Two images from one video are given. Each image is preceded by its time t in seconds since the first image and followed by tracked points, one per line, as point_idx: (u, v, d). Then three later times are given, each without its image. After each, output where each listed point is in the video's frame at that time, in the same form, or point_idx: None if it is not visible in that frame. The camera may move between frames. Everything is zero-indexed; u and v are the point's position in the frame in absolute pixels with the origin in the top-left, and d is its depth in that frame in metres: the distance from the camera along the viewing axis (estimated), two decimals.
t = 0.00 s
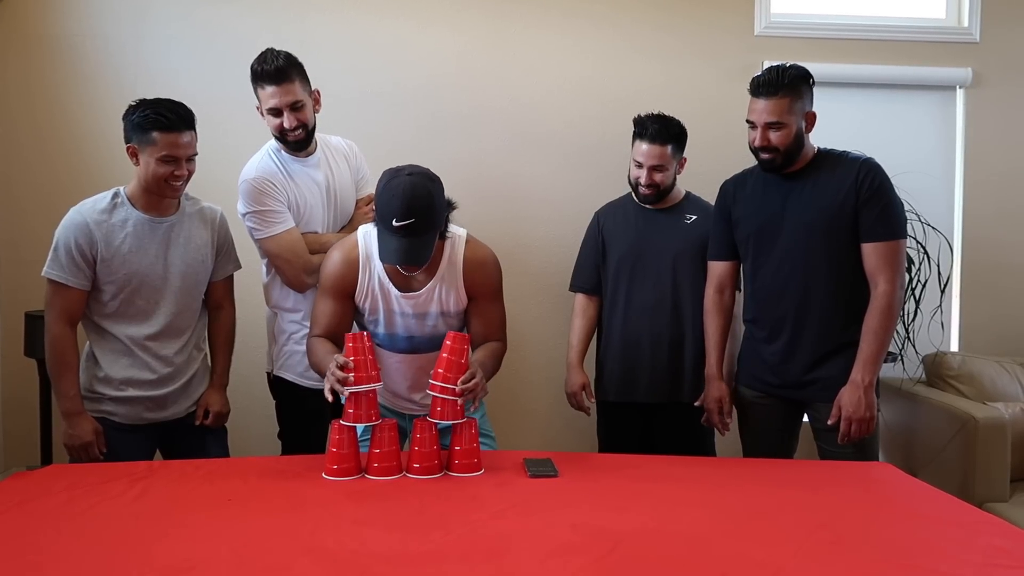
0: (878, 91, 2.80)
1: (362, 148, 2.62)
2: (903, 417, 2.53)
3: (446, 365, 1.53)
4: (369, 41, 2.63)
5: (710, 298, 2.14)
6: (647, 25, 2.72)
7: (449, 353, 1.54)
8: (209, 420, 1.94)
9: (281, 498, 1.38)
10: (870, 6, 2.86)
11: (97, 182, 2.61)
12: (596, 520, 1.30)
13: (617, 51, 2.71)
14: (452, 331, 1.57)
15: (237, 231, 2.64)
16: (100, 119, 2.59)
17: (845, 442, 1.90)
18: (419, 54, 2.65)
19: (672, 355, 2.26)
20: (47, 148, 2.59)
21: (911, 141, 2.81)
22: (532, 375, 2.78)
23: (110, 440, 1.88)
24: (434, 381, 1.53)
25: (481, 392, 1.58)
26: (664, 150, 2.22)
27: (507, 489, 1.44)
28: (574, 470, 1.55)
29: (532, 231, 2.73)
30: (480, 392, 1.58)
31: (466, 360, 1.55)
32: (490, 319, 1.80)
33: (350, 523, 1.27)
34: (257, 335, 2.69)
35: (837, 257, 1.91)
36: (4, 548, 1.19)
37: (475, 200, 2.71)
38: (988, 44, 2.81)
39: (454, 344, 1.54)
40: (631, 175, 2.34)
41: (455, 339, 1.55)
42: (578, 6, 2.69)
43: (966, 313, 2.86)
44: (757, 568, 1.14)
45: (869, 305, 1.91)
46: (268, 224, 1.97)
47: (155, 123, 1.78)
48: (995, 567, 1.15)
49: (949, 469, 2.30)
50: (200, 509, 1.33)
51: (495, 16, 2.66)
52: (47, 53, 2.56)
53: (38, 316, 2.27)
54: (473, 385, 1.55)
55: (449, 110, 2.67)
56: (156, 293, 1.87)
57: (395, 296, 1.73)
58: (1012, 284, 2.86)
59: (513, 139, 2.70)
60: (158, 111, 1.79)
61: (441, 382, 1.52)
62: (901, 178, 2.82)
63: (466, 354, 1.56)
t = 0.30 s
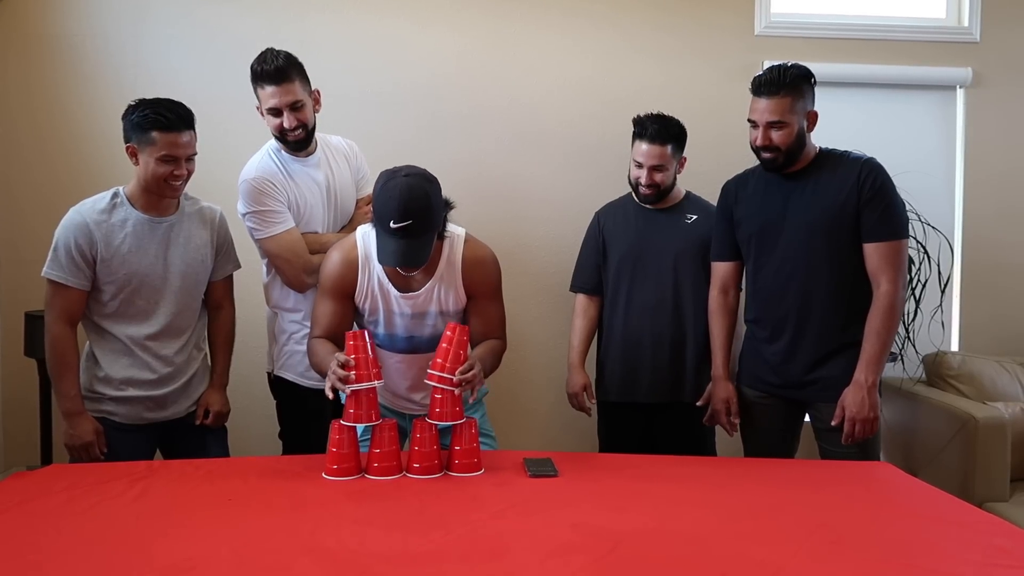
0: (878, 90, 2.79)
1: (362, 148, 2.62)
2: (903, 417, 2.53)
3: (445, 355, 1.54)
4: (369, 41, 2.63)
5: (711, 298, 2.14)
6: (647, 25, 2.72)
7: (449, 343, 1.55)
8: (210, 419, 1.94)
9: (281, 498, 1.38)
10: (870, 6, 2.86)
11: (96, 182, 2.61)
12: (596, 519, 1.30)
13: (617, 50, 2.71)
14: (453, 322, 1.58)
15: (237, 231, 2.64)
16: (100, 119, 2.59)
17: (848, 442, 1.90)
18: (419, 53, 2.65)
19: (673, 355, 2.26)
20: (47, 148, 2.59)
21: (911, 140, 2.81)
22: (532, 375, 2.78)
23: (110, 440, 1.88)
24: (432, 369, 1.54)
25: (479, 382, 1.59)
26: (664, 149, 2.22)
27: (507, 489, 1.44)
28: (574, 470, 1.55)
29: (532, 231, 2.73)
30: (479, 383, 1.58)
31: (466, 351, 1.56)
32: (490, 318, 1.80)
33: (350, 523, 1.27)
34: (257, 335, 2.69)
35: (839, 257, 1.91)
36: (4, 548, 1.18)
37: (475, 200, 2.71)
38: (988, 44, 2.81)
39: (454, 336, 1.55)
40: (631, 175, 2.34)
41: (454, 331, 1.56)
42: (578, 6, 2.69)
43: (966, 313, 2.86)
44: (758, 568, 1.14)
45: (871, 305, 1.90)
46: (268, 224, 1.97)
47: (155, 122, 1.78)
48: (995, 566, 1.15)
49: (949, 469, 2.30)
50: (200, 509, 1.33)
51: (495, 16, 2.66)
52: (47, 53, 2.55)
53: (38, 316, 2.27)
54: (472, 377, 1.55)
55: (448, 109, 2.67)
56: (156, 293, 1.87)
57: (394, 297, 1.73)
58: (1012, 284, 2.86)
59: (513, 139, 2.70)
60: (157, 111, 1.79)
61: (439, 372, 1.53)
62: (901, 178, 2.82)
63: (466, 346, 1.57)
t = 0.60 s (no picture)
0: (878, 90, 2.79)
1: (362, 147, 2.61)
2: (903, 417, 2.53)
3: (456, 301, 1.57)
4: (369, 41, 2.63)
5: (711, 298, 2.14)
6: (647, 25, 2.72)
7: (462, 293, 1.57)
8: (210, 419, 1.94)
9: (281, 498, 1.38)
10: (870, 6, 2.86)
11: (96, 181, 2.61)
12: (596, 519, 1.30)
13: (617, 50, 2.71)
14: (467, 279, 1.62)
15: (237, 231, 2.64)
16: (100, 119, 2.59)
17: (847, 442, 1.90)
18: (419, 53, 2.65)
19: (673, 356, 2.26)
20: (47, 147, 2.59)
21: (911, 140, 2.81)
22: (532, 374, 2.78)
23: (110, 440, 1.88)
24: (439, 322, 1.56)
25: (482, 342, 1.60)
26: (663, 150, 2.22)
27: (507, 489, 1.44)
28: (574, 470, 1.55)
29: (532, 231, 2.73)
30: (480, 343, 1.60)
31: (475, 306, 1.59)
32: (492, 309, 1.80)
33: (350, 523, 1.27)
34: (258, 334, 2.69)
35: (838, 257, 1.91)
36: (4, 548, 1.18)
37: (475, 199, 2.71)
38: (988, 43, 2.81)
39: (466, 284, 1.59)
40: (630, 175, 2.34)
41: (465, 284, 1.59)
42: (578, 6, 2.69)
43: (966, 312, 2.86)
44: (757, 568, 1.14)
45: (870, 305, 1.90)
46: (268, 224, 1.97)
47: (155, 122, 1.78)
48: (995, 566, 1.15)
49: (949, 468, 2.30)
50: (200, 509, 1.33)
51: (495, 16, 2.66)
52: (47, 53, 2.56)
53: (38, 315, 2.27)
54: (477, 329, 1.58)
55: (448, 109, 2.67)
56: (156, 293, 1.87)
57: (395, 287, 1.71)
58: (1012, 283, 2.86)
59: (513, 139, 2.70)
60: (158, 111, 1.79)
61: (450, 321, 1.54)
62: (901, 178, 2.82)
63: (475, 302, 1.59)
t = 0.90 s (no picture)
0: (878, 90, 2.79)
1: (362, 147, 2.61)
2: (903, 416, 2.53)
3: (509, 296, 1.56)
4: (370, 40, 2.63)
5: (711, 298, 2.14)
6: (647, 24, 2.72)
7: (514, 287, 1.57)
8: (209, 419, 1.94)
9: (281, 497, 1.38)
10: (871, 6, 2.86)
11: (96, 181, 2.61)
12: (597, 519, 1.30)
13: (617, 50, 2.71)
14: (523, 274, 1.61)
15: (237, 230, 2.64)
16: (101, 119, 2.59)
17: (846, 441, 1.90)
18: (419, 53, 2.65)
19: (673, 355, 2.26)
20: (46, 147, 2.59)
21: (911, 140, 2.81)
22: (531, 374, 2.78)
23: (110, 440, 1.88)
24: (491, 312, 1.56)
25: (532, 340, 1.57)
26: (661, 151, 2.21)
27: (507, 489, 1.44)
28: (574, 470, 1.55)
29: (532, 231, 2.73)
30: (532, 340, 1.57)
31: (528, 301, 1.57)
32: (541, 301, 1.77)
33: (351, 523, 1.27)
34: (259, 334, 2.69)
35: (838, 257, 1.91)
36: (3, 548, 1.18)
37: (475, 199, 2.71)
38: (988, 43, 2.81)
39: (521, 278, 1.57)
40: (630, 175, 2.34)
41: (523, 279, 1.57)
42: (578, 6, 2.69)
43: (966, 312, 2.86)
44: (757, 568, 1.14)
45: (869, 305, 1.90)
46: (268, 224, 1.97)
47: (155, 122, 1.78)
48: (995, 566, 1.15)
49: (949, 468, 2.30)
50: (200, 509, 1.33)
51: (495, 16, 2.66)
52: (46, 52, 2.55)
53: (39, 315, 2.27)
54: (529, 326, 1.54)
55: (448, 109, 2.67)
56: (156, 292, 1.87)
57: (438, 280, 1.69)
58: (1013, 283, 2.86)
59: (513, 139, 2.70)
60: (158, 111, 1.79)
61: (500, 313, 1.54)
62: (901, 177, 2.82)
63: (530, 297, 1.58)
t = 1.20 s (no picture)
0: (878, 89, 2.79)
1: (362, 147, 2.61)
2: (903, 416, 2.53)
3: (533, 325, 1.54)
4: (370, 40, 2.63)
5: (712, 298, 2.14)
6: (647, 24, 2.72)
7: (538, 312, 1.55)
8: (209, 419, 1.93)
9: (281, 497, 1.38)
10: (871, 6, 2.86)
11: (97, 181, 2.61)
12: (596, 518, 1.30)
13: (617, 50, 2.71)
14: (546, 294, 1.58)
15: (237, 230, 2.64)
16: (101, 118, 2.59)
17: (847, 441, 1.90)
18: (419, 53, 2.65)
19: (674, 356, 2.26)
20: (46, 147, 2.59)
21: (911, 140, 2.81)
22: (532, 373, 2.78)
23: (110, 439, 1.88)
24: (516, 336, 1.55)
25: (558, 360, 1.58)
26: (663, 151, 2.22)
27: (507, 488, 1.44)
28: (574, 469, 1.55)
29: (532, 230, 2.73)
30: (558, 361, 1.57)
31: (552, 324, 1.55)
32: (584, 298, 1.80)
33: (351, 523, 1.27)
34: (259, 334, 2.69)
35: (839, 256, 1.91)
36: (3, 547, 1.19)
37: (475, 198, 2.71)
38: (989, 43, 2.81)
39: (546, 304, 1.55)
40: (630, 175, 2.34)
41: (546, 301, 1.56)
42: (578, 6, 2.69)
43: (966, 312, 2.86)
44: (756, 568, 1.14)
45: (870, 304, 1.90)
46: (268, 224, 1.97)
47: (157, 122, 1.78)
48: (995, 566, 1.15)
49: (949, 468, 2.30)
50: (199, 509, 1.33)
51: (495, 15, 2.66)
52: (47, 52, 2.55)
53: (39, 315, 2.27)
54: (554, 350, 1.54)
55: (449, 108, 2.67)
56: (156, 293, 1.87)
57: (479, 288, 1.74)
58: (1013, 283, 2.86)
59: (513, 139, 2.70)
60: (159, 111, 1.79)
61: (524, 340, 1.53)
62: (902, 177, 2.82)
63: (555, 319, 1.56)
